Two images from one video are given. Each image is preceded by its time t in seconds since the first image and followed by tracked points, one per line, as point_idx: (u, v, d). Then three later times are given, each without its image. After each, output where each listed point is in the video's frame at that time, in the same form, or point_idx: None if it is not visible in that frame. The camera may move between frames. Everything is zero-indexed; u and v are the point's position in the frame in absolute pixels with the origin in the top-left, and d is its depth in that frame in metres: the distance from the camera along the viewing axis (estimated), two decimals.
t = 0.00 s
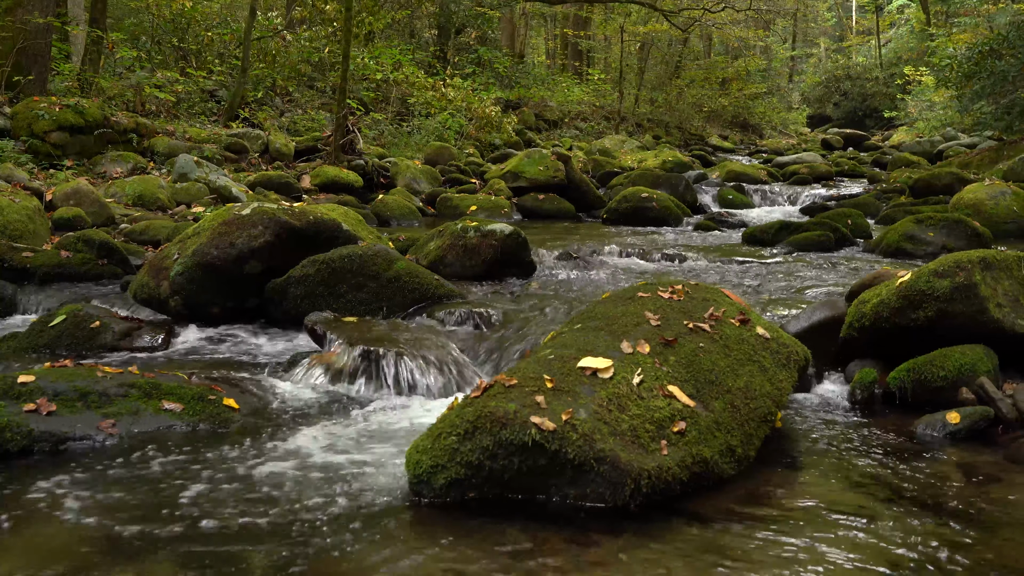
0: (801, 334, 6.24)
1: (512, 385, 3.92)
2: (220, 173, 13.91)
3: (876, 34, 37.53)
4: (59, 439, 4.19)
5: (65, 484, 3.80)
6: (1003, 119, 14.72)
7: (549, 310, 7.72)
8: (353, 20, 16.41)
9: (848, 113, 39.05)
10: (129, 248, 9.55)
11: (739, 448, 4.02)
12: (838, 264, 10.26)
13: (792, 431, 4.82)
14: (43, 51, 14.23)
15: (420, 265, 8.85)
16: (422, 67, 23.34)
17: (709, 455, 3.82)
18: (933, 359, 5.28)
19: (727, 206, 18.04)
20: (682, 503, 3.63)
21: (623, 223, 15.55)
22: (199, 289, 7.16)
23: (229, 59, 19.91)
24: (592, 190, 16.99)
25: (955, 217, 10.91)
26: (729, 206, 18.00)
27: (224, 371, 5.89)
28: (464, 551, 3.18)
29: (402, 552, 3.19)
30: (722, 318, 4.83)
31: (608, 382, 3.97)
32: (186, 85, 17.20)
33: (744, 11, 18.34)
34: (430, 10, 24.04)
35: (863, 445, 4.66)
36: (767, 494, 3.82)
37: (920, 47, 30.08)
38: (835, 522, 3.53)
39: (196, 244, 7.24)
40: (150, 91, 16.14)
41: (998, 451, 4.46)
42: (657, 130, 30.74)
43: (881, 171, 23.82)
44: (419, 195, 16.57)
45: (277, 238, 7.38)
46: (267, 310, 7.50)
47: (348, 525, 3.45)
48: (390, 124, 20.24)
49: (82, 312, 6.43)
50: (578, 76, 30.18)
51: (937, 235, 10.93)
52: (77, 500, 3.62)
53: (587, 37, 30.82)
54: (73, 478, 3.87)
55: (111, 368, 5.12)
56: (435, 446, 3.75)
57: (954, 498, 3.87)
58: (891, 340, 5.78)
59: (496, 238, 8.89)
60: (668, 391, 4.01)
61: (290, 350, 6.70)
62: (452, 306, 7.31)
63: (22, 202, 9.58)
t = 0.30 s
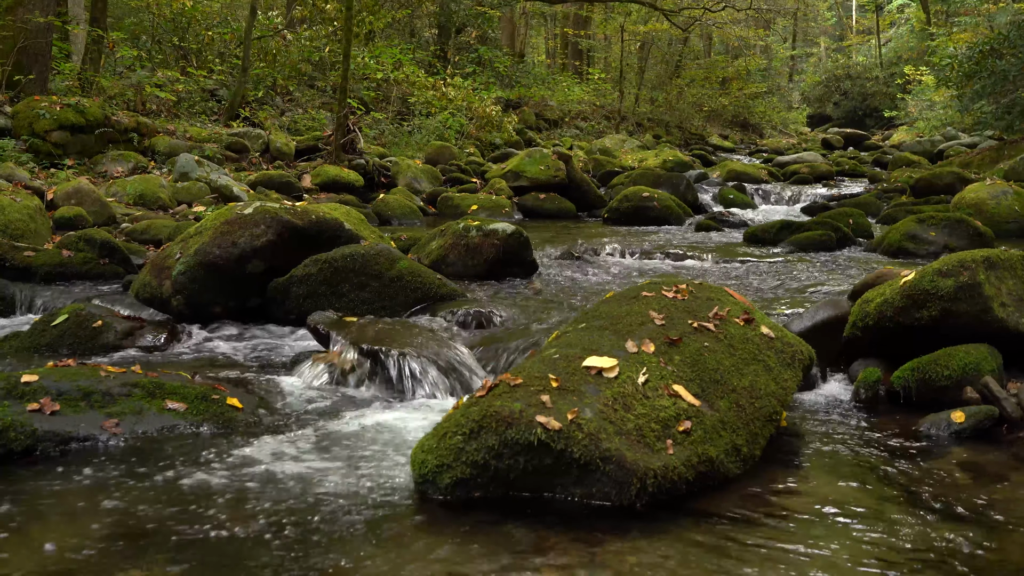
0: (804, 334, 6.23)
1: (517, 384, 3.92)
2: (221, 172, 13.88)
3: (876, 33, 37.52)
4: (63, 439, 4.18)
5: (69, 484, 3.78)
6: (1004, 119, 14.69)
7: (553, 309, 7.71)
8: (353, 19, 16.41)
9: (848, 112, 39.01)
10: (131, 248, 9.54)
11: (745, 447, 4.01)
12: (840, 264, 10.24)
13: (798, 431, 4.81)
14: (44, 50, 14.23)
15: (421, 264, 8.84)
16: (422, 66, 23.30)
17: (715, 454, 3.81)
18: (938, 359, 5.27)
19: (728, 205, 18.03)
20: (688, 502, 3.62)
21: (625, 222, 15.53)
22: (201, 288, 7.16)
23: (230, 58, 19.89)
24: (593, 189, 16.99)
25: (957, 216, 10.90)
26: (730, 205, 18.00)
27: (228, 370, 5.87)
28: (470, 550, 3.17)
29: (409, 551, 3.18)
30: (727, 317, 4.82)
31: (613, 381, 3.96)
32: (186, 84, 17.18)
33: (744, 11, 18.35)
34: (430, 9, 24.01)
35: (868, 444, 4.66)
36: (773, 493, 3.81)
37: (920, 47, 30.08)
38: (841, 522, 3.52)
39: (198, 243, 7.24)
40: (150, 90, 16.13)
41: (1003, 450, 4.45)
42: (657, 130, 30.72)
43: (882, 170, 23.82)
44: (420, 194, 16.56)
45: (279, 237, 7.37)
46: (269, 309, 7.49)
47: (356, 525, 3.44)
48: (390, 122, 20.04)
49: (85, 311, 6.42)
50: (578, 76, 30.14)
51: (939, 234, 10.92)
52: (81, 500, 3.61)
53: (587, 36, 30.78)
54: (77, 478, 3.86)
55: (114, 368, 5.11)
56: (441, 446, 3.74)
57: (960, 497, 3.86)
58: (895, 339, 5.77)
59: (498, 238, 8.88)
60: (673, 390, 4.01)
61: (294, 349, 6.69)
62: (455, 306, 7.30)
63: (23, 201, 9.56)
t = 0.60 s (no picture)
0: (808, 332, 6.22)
1: (523, 383, 3.91)
2: (222, 172, 13.86)
3: (876, 32, 37.47)
4: (67, 439, 4.17)
5: (74, 484, 3.77)
6: (1005, 117, 14.60)
7: (556, 308, 7.71)
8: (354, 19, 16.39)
9: (848, 111, 38.97)
10: (132, 247, 9.54)
11: (751, 446, 4.01)
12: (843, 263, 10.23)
13: (803, 430, 4.80)
14: (44, 50, 14.22)
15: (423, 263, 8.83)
16: (423, 65, 23.26)
17: (721, 453, 3.80)
18: (943, 358, 5.26)
19: (729, 204, 18.03)
20: (695, 501, 3.61)
21: (626, 221, 15.52)
22: (203, 288, 7.15)
23: (230, 57, 19.87)
24: (594, 188, 16.98)
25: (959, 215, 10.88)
26: (731, 204, 17.99)
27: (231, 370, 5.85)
28: (476, 550, 3.16)
29: (415, 550, 3.17)
30: (732, 316, 4.80)
31: (619, 380, 3.96)
32: (187, 84, 17.16)
33: (745, 9, 18.33)
34: (430, 8, 23.98)
35: (873, 443, 4.64)
36: (780, 493, 3.80)
37: (920, 45, 30.05)
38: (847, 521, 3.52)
39: (201, 243, 7.23)
40: (151, 89, 16.11)
41: (1009, 449, 4.44)
42: (657, 129, 30.70)
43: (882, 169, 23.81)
44: (421, 193, 16.55)
45: (281, 237, 7.36)
46: (272, 308, 7.48)
47: (362, 524, 3.43)
48: (391, 121, 19.78)
49: (87, 311, 6.41)
50: (578, 75, 30.10)
51: (942, 232, 10.89)
52: (86, 500, 3.60)
53: (587, 35, 30.72)
54: (81, 477, 3.85)
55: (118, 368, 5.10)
56: (447, 445, 3.74)
57: (966, 496, 3.85)
58: (899, 338, 5.76)
59: (501, 237, 8.86)
60: (679, 389, 4.00)
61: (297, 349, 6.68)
62: (458, 305, 7.30)
63: (25, 201, 9.56)
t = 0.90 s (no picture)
0: (811, 332, 6.21)
1: (529, 383, 3.91)
2: (223, 171, 13.85)
3: (876, 32, 37.46)
4: (71, 439, 4.16)
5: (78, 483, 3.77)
6: (1006, 117, 14.61)
7: (560, 308, 7.69)
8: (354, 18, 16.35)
9: (847, 110, 38.97)
10: (133, 247, 9.50)
11: (757, 446, 3.99)
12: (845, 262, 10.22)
13: (808, 430, 4.79)
14: (45, 49, 14.20)
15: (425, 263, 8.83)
16: (423, 65, 23.24)
17: (727, 453, 3.79)
18: (947, 357, 5.26)
19: (730, 204, 18.02)
20: (701, 502, 3.60)
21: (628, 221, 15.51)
22: (205, 287, 7.14)
23: (231, 57, 19.85)
24: (595, 188, 16.96)
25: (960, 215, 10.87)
26: (731, 204, 17.98)
27: (234, 370, 5.84)
28: (479, 550, 3.15)
29: (420, 551, 3.16)
30: (737, 316, 4.80)
31: (625, 380, 3.95)
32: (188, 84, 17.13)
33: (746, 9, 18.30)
34: (430, 8, 23.97)
35: (878, 444, 4.63)
36: (785, 493, 3.79)
37: (920, 45, 30.05)
38: (853, 521, 3.51)
39: (203, 242, 7.23)
40: (151, 89, 16.09)
41: (1014, 448, 4.43)
42: (657, 128, 30.70)
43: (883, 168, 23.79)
44: (422, 193, 16.55)
45: (283, 236, 7.36)
46: (274, 307, 7.47)
47: (365, 525, 3.42)
48: (391, 121, 19.81)
49: (90, 311, 6.40)
50: (578, 74, 30.08)
51: (943, 232, 10.89)
52: (90, 501, 3.58)
53: (587, 35, 30.72)
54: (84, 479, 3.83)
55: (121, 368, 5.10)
56: (452, 445, 3.73)
57: (971, 496, 3.84)
58: (903, 338, 5.75)
59: (503, 236, 8.86)
60: (684, 389, 3.99)
61: (299, 348, 6.67)
62: (461, 305, 7.30)
63: (25, 200, 9.54)
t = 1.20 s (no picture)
0: (815, 332, 6.20)
1: (534, 382, 3.91)
2: (225, 171, 13.85)
3: (877, 31, 37.39)
4: (75, 438, 4.16)
5: (82, 482, 3.77)
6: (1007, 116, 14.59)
7: (563, 307, 7.68)
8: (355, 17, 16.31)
9: (848, 110, 38.93)
10: (135, 246, 9.50)
11: (762, 445, 3.99)
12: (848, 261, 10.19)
13: (813, 430, 4.78)
14: (46, 48, 14.18)
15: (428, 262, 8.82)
16: (423, 64, 23.20)
17: (733, 452, 3.79)
18: (952, 357, 5.25)
19: (731, 203, 18.01)
20: (706, 501, 3.59)
21: (629, 220, 15.49)
22: (208, 286, 7.13)
23: (231, 56, 19.82)
24: (597, 187, 16.94)
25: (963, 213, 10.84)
26: (733, 203, 17.96)
27: (237, 370, 5.82)
28: (485, 550, 3.14)
29: (426, 551, 3.14)
30: (742, 315, 4.79)
31: (630, 379, 3.95)
32: (189, 83, 17.10)
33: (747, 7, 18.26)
34: (431, 7, 23.94)
35: (883, 443, 4.63)
36: (790, 492, 3.79)
37: (920, 44, 29.99)
38: (859, 520, 3.50)
39: (206, 241, 7.22)
40: (152, 88, 16.07)
41: (1019, 447, 4.42)
42: (658, 127, 30.66)
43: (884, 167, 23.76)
44: (423, 192, 16.53)
45: (286, 235, 7.35)
46: (277, 307, 7.47)
47: (370, 525, 3.41)
48: (392, 120, 19.80)
49: (93, 310, 6.39)
50: (579, 73, 30.03)
51: (946, 231, 10.86)
52: (94, 500, 3.58)
53: (588, 33, 30.68)
54: (89, 478, 3.82)
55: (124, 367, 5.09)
56: (458, 444, 3.73)
57: (976, 495, 3.84)
58: (907, 337, 5.74)
59: (505, 235, 8.84)
60: (689, 388, 3.99)
61: (303, 348, 6.66)
62: (465, 303, 7.30)
63: (27, 199, 9.54)
